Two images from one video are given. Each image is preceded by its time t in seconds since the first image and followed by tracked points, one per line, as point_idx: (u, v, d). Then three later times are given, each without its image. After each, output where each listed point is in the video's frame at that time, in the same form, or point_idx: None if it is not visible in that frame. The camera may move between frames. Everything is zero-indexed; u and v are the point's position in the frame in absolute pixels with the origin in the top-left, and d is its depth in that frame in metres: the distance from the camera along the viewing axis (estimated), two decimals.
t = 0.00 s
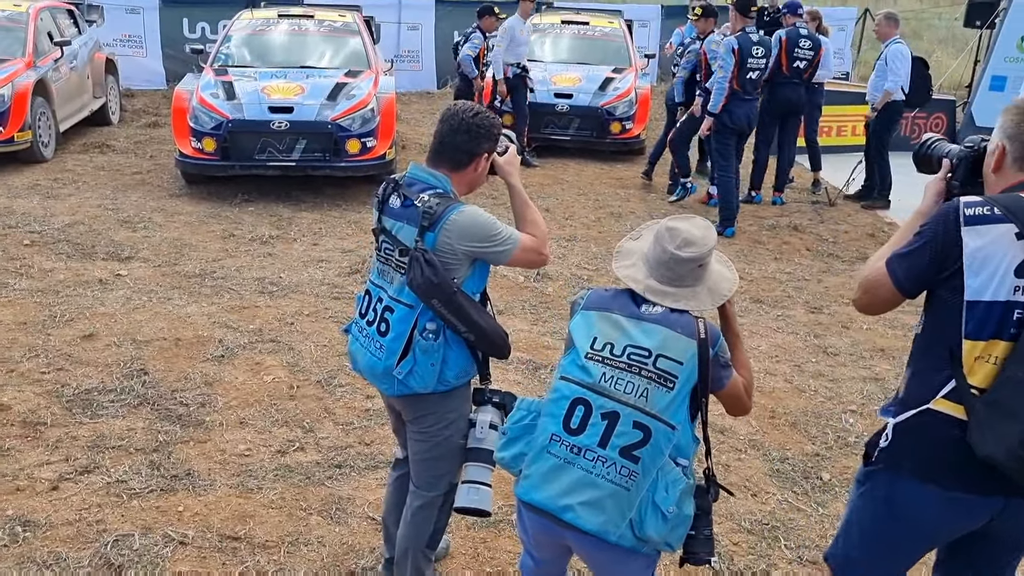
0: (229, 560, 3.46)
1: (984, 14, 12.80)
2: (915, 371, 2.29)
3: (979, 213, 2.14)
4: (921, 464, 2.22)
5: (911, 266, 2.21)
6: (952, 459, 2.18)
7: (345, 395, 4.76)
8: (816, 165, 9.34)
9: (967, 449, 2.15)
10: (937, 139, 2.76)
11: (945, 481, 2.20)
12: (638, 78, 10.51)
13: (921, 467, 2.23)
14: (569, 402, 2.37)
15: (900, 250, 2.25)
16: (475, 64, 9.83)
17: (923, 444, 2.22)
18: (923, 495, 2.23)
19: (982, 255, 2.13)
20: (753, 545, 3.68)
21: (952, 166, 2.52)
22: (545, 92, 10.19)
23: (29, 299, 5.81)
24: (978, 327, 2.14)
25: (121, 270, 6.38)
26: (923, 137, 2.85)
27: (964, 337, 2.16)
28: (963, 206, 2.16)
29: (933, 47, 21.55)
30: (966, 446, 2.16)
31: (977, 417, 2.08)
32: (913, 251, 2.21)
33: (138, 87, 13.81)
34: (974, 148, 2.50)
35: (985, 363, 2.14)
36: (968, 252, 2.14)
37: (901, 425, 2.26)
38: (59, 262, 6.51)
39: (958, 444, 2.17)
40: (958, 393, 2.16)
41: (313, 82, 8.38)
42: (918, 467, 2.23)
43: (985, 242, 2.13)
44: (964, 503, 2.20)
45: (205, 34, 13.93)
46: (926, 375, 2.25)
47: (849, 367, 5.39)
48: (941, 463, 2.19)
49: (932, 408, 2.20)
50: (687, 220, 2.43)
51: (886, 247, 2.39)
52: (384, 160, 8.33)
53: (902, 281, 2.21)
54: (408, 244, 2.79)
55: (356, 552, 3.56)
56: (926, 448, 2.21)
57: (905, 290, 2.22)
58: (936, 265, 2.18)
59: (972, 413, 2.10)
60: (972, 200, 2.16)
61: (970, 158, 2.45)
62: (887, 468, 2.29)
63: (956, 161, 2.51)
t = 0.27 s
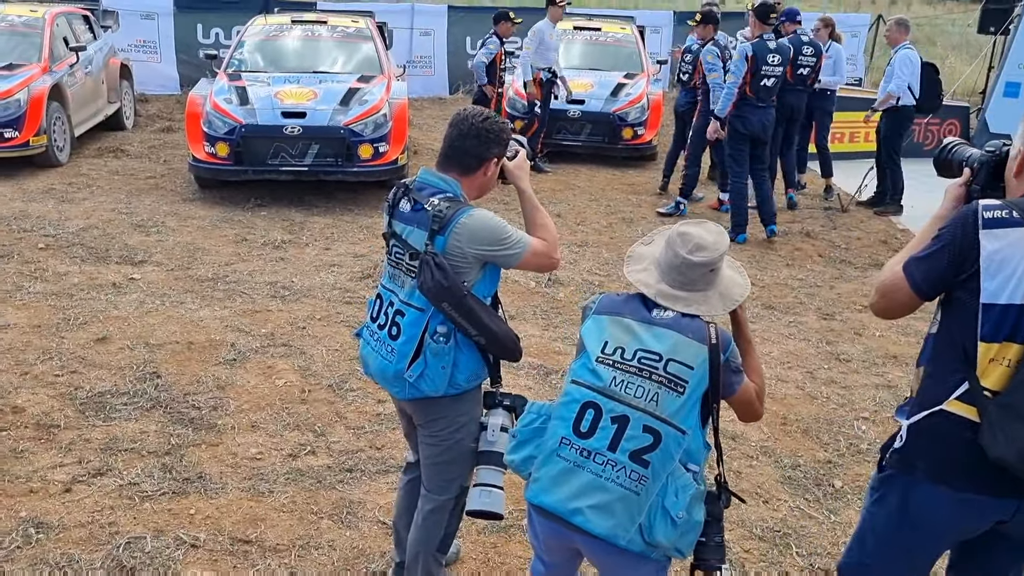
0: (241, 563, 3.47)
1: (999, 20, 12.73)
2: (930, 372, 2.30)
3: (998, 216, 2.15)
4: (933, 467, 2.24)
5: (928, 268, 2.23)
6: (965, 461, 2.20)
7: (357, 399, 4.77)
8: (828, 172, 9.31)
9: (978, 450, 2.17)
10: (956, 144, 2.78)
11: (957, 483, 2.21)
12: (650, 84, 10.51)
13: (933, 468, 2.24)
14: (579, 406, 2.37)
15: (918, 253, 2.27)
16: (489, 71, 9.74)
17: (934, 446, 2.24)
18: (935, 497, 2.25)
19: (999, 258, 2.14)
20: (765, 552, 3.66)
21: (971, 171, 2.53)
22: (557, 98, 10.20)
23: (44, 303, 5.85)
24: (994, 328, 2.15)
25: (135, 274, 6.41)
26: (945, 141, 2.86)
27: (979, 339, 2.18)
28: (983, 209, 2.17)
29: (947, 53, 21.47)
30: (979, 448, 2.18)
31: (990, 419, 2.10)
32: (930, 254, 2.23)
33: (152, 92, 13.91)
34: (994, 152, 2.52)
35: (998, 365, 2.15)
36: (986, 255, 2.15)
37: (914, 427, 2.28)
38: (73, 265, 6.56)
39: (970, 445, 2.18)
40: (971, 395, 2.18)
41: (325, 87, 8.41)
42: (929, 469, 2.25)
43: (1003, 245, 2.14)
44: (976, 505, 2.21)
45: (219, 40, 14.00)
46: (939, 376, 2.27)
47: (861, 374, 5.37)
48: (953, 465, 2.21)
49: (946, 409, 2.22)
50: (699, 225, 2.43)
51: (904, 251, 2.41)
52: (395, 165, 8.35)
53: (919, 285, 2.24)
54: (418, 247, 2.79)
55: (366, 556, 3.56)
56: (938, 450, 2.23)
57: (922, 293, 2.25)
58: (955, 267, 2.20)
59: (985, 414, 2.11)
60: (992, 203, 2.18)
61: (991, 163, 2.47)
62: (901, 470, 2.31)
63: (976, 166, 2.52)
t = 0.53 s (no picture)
0: (252, 568, 3.48)
1: (1013, 29, 12.66)
2: (938, 377, 2.38)
3: (1008, 223, 2.23)
4: (941, 472, 2.31)
5: (938, 274, 2.31)
6: (972, 467, 2.27)
7: (368, 405, 4.77)
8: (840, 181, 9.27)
9: (985, 456, 2.24)
10: (971, 152, 2.76)
11: (963, 489, 2.29)
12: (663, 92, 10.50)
13: (941, 473, 2.31)
14: (590, 410, 2.37)
15: (929, 260, 2.35)
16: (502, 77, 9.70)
17: (943, 452, 2.31)
18: (943, 501, 2.32)
19: (1009, 264, 2.22)
20: (777, 562, 3.64)
21: (986, 180, 2.52)
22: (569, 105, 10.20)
23: (58, 307, 5.89)
24: (1002, 334, 2.23)
25: (149, 279, 6.45)
26: (958, 148, 2.86)
27: (988, 345, 2.26)
28: (994, 216, 2.25)
29: (962, 61, 21.34)
30: (986, 454, 2.25)
31: (997, 424, 2.17)
32: (942, 260, 2.31)
33: (167, 98, 14.00)
34: (1009, 161, 2.51)
35: (1006, 370, 2.24)
36: (996, 261, 2.23)
37: (923, 432, 2.36)
38: (88, 270, 6.59)
39: (977, 451, 2.26)
40: (978, 400, 2.26)
41: (339, 93, 8.45)
42: (937, 474, 2.32)
43: (1013, 252, 2.21)
44: (982, 510, 2.28)
45: (233, 46, 14.08)
46: (946, 383, 2.35)
47: (874, 383, 5.34)
48: (960, 471, 2.28)
49: (953, 414, 2.30)
50: (711, 231, 2.44)
51: (915, 258, 2.49)
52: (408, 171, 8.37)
53: (930, 290, 2.32)
54: (429, 253, 2.80)
55: (376, 562, 3.56)
56: (946, 456, 2.30)
57: (933, 298, 2.33)
58: (965, 273, 2.28)
59: (993, 419, 2.19)
60: (1002, 211, 2.26)
61: (1005, 172, 2.46)
62: (909, 475, 2.38)
63: (990, 175, 2.52)
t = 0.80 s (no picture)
0: (260, 571, 3.48)
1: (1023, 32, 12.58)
2: (943, 380, 2.38)
3: (1014, 226, 2.22)
4: (943, 474, 2.30)
5: (945, 276, 2.30)
6: (975, 469, 2.26)
7: (376, 408, 4.78)
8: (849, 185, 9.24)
9: (988, 459, 2.23)
10: (981, 154, 2.75)
11: (967, 491, 2.28)
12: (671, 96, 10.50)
13: (944, 475, 2.31)
14: (598, 411, 2.36)
15: (936, 262, 2.35)
16: (513, 82, 9.56)
17: (945, 454, 2.31)
18: (946, 503, 2.31)
19: (1014, 267, 2.21)
20: (785, 567, 3.63)
21: (995, 182, 2.51)
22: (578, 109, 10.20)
23: (68, 310, 5.92)
24: (1008, 337, 2.22)
25: (158, 282, 6.47)
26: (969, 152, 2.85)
27: (993, 347, 2.24)
28: (1000, 219, 2.24)
29: (973, 65, 21.26)
30: (989, 457, 2.24)
31: (1000, 427, 2.16)
32: (949, 262, 2.31)
33: (177, 102, 14.06)
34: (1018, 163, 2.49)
35: (1010, 373, 2.21)
36: (1001, 264, 2.22)
37: (926, 434, 2.36)
38: (98, 273, 6.62)
39: (980, 454, 2.25)
40: (982, 402, 2.25)
41: (348, 97, 8.48)
42: (940, 476, 2.32)
43: (1018, 255, 2.20)
44: (985, 513, 2.27)
45: (243, 51, 14.13)
46: (950, 386, 2.34)
47: (883, 389, 5.31)
48: (962, 472, 2.28)
49: (958, 417, 2.29)
50: (721, 233, 2.43)
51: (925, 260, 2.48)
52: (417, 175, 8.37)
53: (936, 292, 2.31)
54: (437, 256, 2.81)
55: (384, 566, 3.56)
56: (948, 457, 2.30)
57: (940, 301, 2.32)
58: (971, 275, 2.27)
59: (996, 422, 2.18)
60: (1009, 213, 2.25)
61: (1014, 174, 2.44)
62: (914, 476, 2.38)
63: (999, 178, 2.50)
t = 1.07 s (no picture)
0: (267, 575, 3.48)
1: None
2: (953, 383, 2.36)
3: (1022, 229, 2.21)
4: (950, 476, 2.30)
5: (953, 279, 2.30)
6: (983, 472, 2.25)
7: (384, 412, 4.78)
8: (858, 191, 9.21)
9: (995, 461, 2.22)
10: (990, 158, 2.75)
11: (974, 493, 2.27)
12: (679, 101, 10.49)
13: (952, 477, 2.30)
14: (607, 415, 2.36)
15: (944, 265, 2.35)
16: (525, 86, 9.59)
17: (953, 456, 2.30)
18: (954, 505, 2.31)
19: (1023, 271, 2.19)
20: (793, 573, 3.62)
21: (1004, 186, 2.51)
22: (585, 114, 10.20)
23: (78, 313, 5.94)
24: (1015, 340, 2.20)
25: (166, 286, 6.49)
26: (978, 155, 2.84)
27: (1001, 350, 2.22)
28: (1009, 222, 2.24)
29: (983, 70, 21.19)
30: (997, 459, 2.23)
31: (1008, 429, 2.15)
32: (957, 265, 2.31)
33: (186, 107, 14.12)
34: None
35: (1018, 377, 2.19)
36: (1009, 267, 2.21)
37: (934, 436, 2.35)
38: (107, 277, 6.65)
39: (988, 457, 2.24)
40: (990, 405, 2.23)
41: (356, 102, 8.50)
42: (946, 478, 2.31)
43: None
44: (993, 515, 2.26)
45: (251, 56, 14.17)
46: (958, 390, 2.33)
47: (892, 394, 5.30)
48: (968, 475, 2.27)
49: (966, 419, 2.28)
50: (731, 237, 2.44)
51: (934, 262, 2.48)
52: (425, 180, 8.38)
53: (945, 295, 2.31)
54: (448, 260, 2.82)
55: (391, 570, 3.56)
56: (955, 460, 2.29)
57: (948, 304, 2.32)
58: (979, 278, 2.27)
59: (1003, 424, 2.17)
60: (1018, 216, 2.24)
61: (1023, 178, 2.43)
62: (922, 479, 2.38)
63: (1008, 181, 2.50)
